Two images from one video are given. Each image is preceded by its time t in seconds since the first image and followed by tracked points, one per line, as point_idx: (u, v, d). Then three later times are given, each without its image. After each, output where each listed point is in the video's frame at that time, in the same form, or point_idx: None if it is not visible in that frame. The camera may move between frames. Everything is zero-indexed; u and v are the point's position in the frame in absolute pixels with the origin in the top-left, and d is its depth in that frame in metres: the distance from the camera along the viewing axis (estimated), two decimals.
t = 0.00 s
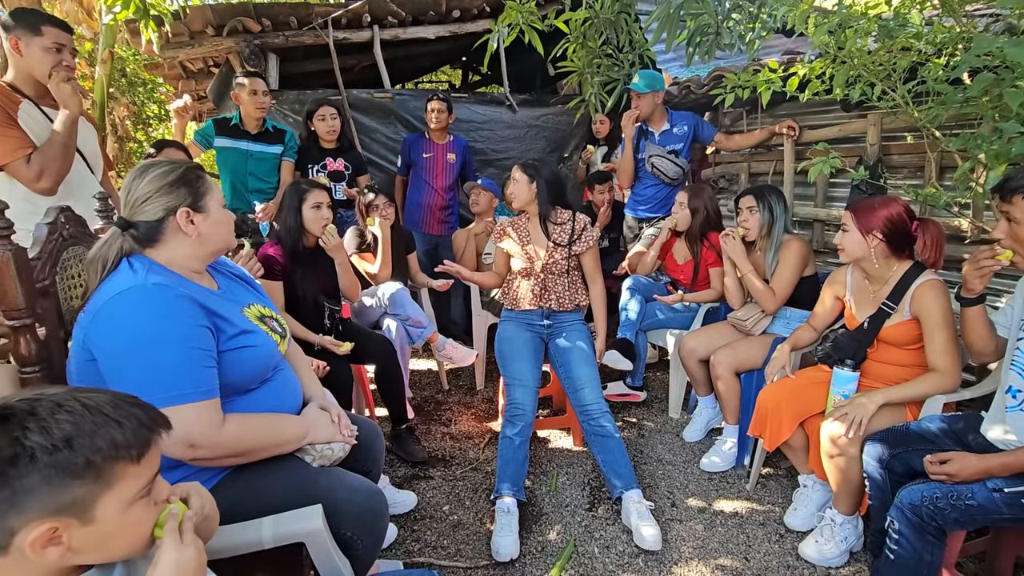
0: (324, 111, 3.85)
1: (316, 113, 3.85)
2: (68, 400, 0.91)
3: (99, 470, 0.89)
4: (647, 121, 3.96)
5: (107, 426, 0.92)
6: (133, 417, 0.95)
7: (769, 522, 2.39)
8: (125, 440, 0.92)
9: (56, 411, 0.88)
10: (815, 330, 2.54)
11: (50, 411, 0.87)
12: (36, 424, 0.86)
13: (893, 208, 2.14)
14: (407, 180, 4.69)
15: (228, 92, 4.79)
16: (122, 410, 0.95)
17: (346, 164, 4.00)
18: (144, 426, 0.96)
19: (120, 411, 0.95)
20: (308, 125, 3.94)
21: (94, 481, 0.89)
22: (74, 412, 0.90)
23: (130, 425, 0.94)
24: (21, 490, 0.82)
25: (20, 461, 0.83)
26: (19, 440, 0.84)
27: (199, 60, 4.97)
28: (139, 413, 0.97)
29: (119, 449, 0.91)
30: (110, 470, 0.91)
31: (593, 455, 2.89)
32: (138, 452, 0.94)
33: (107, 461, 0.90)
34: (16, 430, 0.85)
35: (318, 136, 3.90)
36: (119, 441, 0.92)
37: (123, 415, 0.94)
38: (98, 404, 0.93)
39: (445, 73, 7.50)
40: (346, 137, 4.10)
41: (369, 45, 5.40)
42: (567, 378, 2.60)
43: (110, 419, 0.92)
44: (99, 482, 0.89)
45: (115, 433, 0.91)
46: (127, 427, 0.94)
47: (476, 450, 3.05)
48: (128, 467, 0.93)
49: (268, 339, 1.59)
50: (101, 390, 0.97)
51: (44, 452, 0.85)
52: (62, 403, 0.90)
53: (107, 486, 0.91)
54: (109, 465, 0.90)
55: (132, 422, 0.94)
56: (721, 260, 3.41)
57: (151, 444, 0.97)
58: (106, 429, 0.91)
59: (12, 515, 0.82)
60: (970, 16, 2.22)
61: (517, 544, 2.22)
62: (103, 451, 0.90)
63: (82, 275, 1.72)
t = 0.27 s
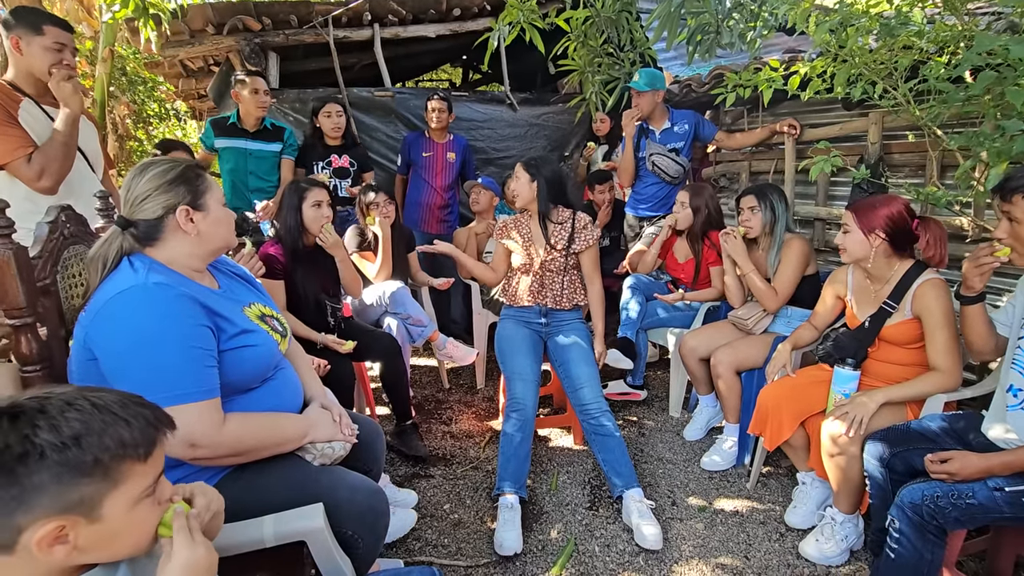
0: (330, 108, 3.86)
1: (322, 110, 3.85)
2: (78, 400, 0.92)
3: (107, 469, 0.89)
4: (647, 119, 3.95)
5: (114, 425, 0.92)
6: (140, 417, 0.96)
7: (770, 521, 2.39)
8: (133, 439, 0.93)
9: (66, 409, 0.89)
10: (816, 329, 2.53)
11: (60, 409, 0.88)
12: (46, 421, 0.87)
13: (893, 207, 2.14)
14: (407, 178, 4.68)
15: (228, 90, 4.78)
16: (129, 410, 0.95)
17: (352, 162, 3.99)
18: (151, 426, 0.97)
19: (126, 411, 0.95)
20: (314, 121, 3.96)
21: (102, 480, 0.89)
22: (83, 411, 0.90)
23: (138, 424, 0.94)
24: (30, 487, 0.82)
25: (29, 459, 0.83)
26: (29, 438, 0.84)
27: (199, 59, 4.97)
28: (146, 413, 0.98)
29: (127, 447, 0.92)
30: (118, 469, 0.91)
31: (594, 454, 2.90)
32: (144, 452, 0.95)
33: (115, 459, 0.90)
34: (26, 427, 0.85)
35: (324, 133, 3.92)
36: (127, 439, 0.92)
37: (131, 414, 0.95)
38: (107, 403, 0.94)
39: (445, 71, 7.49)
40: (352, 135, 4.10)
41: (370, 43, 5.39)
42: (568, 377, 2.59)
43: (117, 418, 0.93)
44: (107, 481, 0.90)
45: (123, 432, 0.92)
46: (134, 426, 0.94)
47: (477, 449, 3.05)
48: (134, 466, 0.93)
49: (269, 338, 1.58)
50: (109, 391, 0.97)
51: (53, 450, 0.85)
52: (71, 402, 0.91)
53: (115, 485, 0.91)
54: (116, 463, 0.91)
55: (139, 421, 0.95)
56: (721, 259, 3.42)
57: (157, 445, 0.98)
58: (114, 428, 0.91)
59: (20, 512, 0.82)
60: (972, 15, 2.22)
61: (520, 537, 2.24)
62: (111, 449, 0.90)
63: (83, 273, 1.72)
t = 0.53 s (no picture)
0: (340, 107, 3.87)
1: (332, 109, 3.86)
2: (68, 396, 0.91)
3: (103, 463, 0.90)
4: (649, 118, 3.95)
5: (108, 419, 0.92)
6: (132, 410, 0.96)
7: (770, 519, 2.40)
8: (128, 433, 0.93)
9: (58, 406, 0.89)
10: (816, 327, 2.53)
11: (53, 405, 0.88)
12: (39, 419, 0.87)
13: (893, 205, 2.14)
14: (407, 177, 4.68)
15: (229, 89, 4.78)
16: (122, 405, 0.95)
17: (362, 160, 4.02)
18: (144, 420, 0.98)
19: (119, 406, 0.95)
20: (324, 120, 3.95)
21: (99, 475, 0.89)
22: (75, 407, 0.90)
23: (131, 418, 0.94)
24: (27, 485, 0.83)
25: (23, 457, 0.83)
26: (23, 436, 0.85)
27: (200, 58, 4.97)
28: (139, 407, 0.98)
29: (122, 442, 0.92)
30: (114, 463, 0.91)
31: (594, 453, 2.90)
32: (139, 445, 0.95)
33: (110, 454, 0.91)
34: (19, 426, 0.85)
35: (334, 132, 3.92)
36: (122, 434, 0.92)
37: (124, 409, 0.95)
38: (99, 399, 0.94)
39: (446, 70, 7.48)
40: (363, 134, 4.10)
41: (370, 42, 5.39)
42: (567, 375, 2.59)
43: (110, 412, 0.93)
44: (104, 476, 0.90)
45: (117, 426, 0.92)
46: (128, 420, 0.94)
47: (477, 448, 3.05)
48: (131, 461, 0.93)
49: (269, 337, 1.59)
50: (100, 386, 0.97)
51: (49, 447, 0.86)
52: (62, 398, 0.90)
53: (112, 479, 0.91)
54: (112, 458, 0.91)
55: (132, 415, 0.95)
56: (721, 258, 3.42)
57: (150, 438, 0.98)
58: (107, 422, 0.91)
59: (17, 510, 0.83)
60: (973, 13, 2.21)
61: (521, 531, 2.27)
62: (106, 444, 0.90)
63: (84, 272, 1.72)
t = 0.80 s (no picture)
0: (349, 107, 3.87)
1: (341, 109, 3.87)
2: (62, 394, 0.91)
3: (100, 462, 0.90)
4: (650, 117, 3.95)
5: (104, 417, 0.92)
6: (129, 408, 0.96)
7: (770, 519, 2.39)
8: (124, 430, 0.93)
9: (52, 405, 0.89)
10: (817, 326, 2.53)
11: (46, 405, 0.87)
12: (33, 419, 0.87)
13: (895, 203, 2.13)
14: (408, 176, 4.68)
15: (230, 89, 4.79)
16: (117, 402, 0.95)
17: (370, 160, 4.02)
18: (140, 416, 0.97)
19: (114, 403, 0.95)
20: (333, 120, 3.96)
21: (97, 473, 0.89)
22: (69, 406, 0.90)
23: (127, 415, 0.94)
24: (23, 485, 0.83)
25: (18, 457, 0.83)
26: (17, 436, 0.84)
27: (201, 57, 4.97)
28: (134, 405, 0.98)
29: (119, 440, 0.92)
30: (110, 461, 0.91)
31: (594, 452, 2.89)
32: (136, 443, 0.95)
33: (106, 452, 0.90)
34: (13, 426, 0.85)
35: (343, 132, 3.94)
36: (118, 431, 0.92)
37: (119, 407, 0.94)
38: (93, 397, 0.93)
39: (447, 69, 7.48)
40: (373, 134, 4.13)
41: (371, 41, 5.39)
42: (567, 374, 2.59)
43: (106, 410, 0.92)
44: (102, 473, 0.90)
45: (114, 424, 0.92)
46: (123, 418, 0.94)
47: (477, 447, 3.05)
48: (128, 459, 0.93)
49: (269, 336, 1.59)
50: (94, 384, 0.96)
51: (44, 446, 0.85)
52: (55, 397, 0.90)
53: (109, 477, 0.91)
54: (108, 456, 0.91)
55: (128, 413, 0.95)
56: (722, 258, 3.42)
57: (146, 435, 0.98)
58: (103, 420, 0.91)
59: (14, 510, 0.83)
60: (974, 12, 2.21)
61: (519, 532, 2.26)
62: (102, 442, 0.90)
63: (84, 270, 1.72)
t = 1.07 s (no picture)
0: (350, 104, 3.88)
1: (343, 107, 3.87)
2: (69, 398, 0.91)
3: (108, 466, 0.89)
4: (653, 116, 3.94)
5: (111, 420, 0.92)
6: (135, 412, 0.96)
7: (774, 519, 2.39)
8: (131, 434, 0.93)
9: (60, 408, 0.88)
10: (821, 327, 2.51)
11: (53, 409, 0.87)
12: (40, 423, 0.86)
13: (899, 203, 2.12)
14: (411, 176, 4.68)
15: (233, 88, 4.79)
16: (124, 405, 0.95)
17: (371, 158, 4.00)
18: (146, 419, 0.97)
19: (122, 406, 0.95)
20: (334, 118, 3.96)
21: (104, 477, 0.89)
22: (76, 409, 0.90)
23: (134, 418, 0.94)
24: (30, 489, 0.83)
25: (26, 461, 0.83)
26: (24, 441, 0.84)
27: (204, 57, 4.98)
28: (141, 407, 0.97)
29: (126, 443, 0.92)
30: (118, 465, 0.91)
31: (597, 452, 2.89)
32: (144, 447, 0.95)
33: (114, 456, 0.90)
34: (21, 430, 0.84)
35: (344, 131, 3.94)
36: (125, 435, 0.92)
37: (126, 410, 0.94)
38: (101, 400, 0.93)
39: (450, 68, 7.48)
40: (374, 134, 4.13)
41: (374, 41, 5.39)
42: (570, 374, 2.59)
43: (112, 414, 0.92)
44: (109, 477, 0.90)
45: (121, 428, 0.92)
46: (131, 421, 0.94)
47: (480, 446, 3.05)
48: (136, 463, 0.93)
49: (272, 335, 1.58)
50: (101, 386, 0.96)
51: (51, 451, 0.85)
52: (63, 401, 0.89)
53: (117, 481, 0.91)
54: (115, 459, 0.91)
55: (135, 416, 0.95)
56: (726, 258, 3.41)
57: (154, 438, 0.97)
58: (110, 424, 0.91)
59: (22, 513, 0.83)
60: (979, 11, 2.20)
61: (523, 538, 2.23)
62: (110, 446, 0.90)
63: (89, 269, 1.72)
